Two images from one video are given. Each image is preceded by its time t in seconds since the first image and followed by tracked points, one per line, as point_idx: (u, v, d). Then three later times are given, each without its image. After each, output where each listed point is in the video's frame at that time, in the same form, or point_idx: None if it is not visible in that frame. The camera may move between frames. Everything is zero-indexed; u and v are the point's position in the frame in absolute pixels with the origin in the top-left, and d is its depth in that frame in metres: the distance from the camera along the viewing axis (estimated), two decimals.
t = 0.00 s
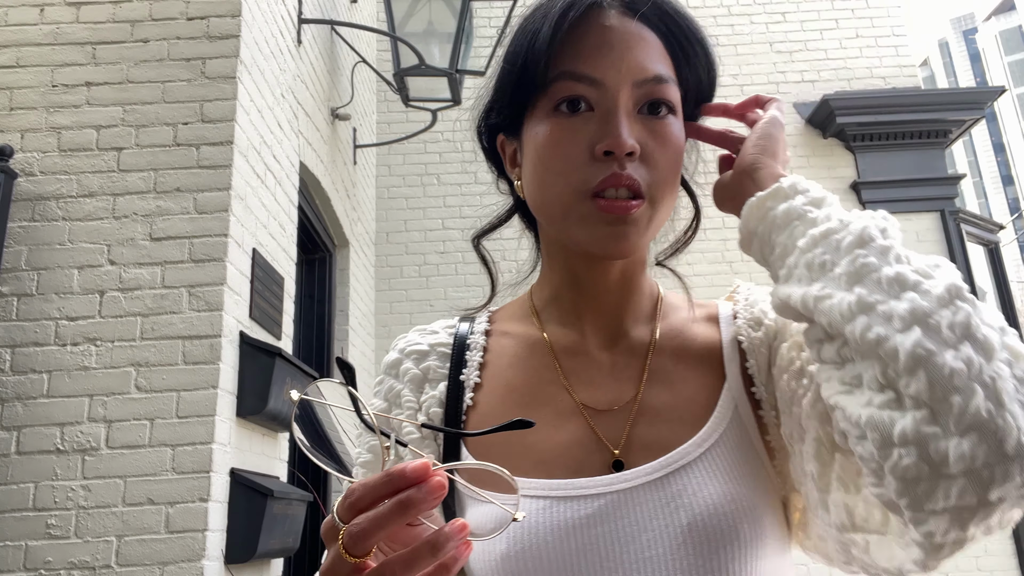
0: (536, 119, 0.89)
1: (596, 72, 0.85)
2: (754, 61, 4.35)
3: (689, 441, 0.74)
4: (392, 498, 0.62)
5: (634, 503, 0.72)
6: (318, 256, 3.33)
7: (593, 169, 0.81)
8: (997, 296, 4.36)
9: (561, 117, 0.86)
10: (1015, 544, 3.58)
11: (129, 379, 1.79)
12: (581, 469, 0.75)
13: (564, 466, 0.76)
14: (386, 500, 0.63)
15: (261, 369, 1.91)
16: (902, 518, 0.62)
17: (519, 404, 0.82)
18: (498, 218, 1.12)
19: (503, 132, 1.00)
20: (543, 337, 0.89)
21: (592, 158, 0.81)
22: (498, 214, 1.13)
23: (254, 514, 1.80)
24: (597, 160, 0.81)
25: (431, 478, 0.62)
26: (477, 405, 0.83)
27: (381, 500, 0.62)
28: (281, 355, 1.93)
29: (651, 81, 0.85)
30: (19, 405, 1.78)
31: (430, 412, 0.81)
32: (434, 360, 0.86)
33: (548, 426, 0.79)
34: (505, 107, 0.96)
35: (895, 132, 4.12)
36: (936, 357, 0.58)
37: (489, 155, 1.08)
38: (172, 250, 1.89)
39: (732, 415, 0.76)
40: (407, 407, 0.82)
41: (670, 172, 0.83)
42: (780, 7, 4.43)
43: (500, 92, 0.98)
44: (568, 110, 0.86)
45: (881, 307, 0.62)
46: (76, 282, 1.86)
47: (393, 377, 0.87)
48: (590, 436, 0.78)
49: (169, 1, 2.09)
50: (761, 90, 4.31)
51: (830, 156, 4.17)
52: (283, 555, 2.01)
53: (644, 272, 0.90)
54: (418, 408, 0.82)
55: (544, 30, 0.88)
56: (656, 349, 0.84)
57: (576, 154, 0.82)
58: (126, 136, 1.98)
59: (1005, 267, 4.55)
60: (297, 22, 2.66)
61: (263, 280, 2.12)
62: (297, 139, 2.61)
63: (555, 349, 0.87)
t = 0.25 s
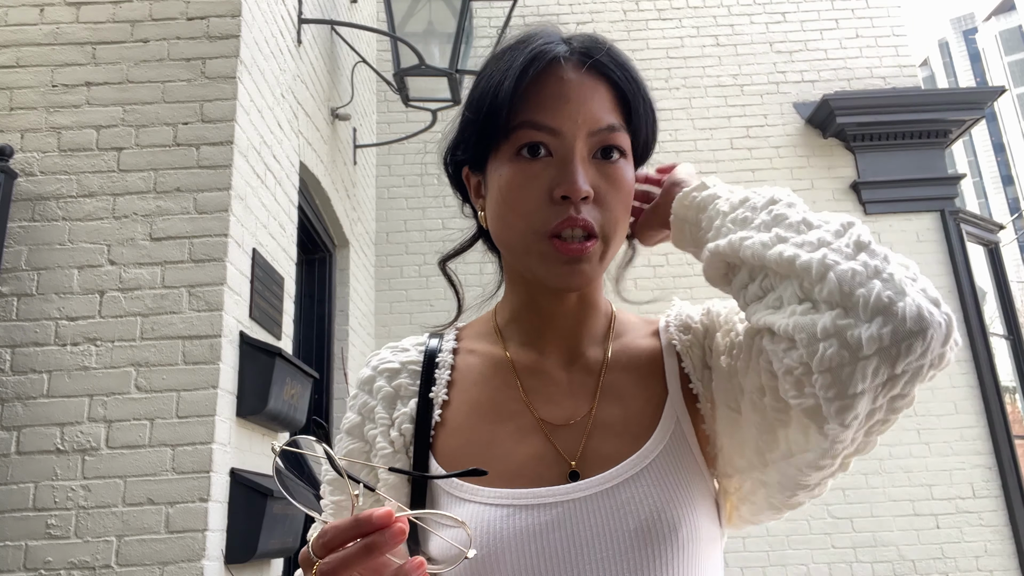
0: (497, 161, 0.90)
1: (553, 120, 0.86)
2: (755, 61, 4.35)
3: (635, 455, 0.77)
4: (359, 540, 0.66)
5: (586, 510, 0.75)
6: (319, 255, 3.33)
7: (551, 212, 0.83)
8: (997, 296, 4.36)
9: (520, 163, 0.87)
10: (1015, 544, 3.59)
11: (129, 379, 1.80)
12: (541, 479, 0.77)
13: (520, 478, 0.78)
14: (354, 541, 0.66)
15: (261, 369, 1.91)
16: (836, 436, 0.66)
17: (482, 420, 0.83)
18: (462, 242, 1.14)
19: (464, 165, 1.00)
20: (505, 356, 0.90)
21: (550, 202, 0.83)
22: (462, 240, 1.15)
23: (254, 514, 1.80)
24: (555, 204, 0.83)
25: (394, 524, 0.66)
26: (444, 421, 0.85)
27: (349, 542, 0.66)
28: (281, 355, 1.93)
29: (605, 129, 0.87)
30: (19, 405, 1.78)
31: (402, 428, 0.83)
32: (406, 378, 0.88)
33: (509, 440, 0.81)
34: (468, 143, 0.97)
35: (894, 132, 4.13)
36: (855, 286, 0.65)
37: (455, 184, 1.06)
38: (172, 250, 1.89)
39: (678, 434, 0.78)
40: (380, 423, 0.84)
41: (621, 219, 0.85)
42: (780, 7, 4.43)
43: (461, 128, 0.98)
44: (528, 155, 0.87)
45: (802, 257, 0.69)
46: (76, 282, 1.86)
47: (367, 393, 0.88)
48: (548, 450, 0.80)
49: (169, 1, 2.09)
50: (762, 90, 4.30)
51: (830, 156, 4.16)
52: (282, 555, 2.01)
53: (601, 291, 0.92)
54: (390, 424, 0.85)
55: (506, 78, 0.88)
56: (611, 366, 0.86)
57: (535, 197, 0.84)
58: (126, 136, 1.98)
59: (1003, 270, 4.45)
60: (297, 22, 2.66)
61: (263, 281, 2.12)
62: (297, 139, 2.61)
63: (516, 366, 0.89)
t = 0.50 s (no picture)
0: (474, 196, 0.90)
1: (525, 156, 0.87)
2: (755, 61, 4.35)
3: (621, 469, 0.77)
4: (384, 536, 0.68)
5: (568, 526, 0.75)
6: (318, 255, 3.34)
7: (528, 243, 0.83)
8: (997, 295, 4.36)
9: (496, 198, 0.87)
10: (1014, 544, 3.59)
11: (129, 380, 1.80)
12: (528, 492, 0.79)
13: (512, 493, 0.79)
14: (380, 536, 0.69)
15: (261, 369, 1.91)
16: None
17: (469, 436, 0.84)
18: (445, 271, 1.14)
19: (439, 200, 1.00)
20: (490, 374, 0.91)
21: (526, 234, 0.84)
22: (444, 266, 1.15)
23: (253, 514, 1.80)
24: (531, 236, 0.84)
25: (417, 521, 0.68)
26: (437, 439, 0.85)
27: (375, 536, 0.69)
28: (281, 355, 1.93)
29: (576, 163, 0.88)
30: (19, 405, 1.78)
31: (398, 446, 0.83)
32: (400, 398, 0.88)
33: (499, 456, 0.82)
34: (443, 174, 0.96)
35: (894, 132, 4.13)
36: (840, 486, 0.63)
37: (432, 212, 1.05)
38: (172, 250, 1.89)
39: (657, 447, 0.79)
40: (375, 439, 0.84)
41: (594, 246, 0.86)
42: (780, 7, 4.43)
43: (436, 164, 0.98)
44: (504, 189, 0.87)
45: (787, 438, 0.65)
46: (76, 282, 1.86)
47: (361, 413, 0.88)
48: (534, 465, 0.80)
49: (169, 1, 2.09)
50: (762, 90, 4.31)
51: (830, 156, 4.16)
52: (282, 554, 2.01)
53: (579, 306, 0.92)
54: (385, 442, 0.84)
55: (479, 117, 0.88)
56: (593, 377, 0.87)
57: (512, 230, 0.85)
58: (126, 136, 1.98)
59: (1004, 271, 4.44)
60: (296, 22, 2.66)
61: (263, 280, 2.12)
62: (297, 139, 2.61)
63: (500, 384, 0.89)
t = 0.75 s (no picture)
0: (465, 211, 0.89)
1: (514, 169, 0.86)
2: (755, 61, 4.35)
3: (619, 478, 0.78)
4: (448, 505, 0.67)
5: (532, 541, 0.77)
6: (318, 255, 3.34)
7: (517, 252, 0.82)
8: (997, 295, 4.36)
9: (485, 211, 0.86)
10: (1014, 544, 3.59)
11: (129, 380, 1.80)
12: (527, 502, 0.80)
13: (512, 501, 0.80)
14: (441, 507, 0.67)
15: (261, 369, 1.91)
16: None
17: (468, 447, 0.85)
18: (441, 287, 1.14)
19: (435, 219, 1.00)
20: (489, 386, 0.91)
21: (515, 244, 0.82)
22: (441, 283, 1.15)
23: (253, 514, 1.80)
24: (520, 246, 0.82)
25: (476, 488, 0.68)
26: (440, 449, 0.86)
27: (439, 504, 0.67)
28: (281, 355, 1.93)
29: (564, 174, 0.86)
30: (19, 405, 1.78)
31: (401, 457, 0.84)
32: (403, 411, 0.88)
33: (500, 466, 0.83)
34: (439, 197, 0.96)
35: (894, 132, 4.13)
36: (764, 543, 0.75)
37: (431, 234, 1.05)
38: (172, 250, 1.89)
39: (653, 466, 0.78)
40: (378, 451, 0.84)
41: (585, 258, 0.85)
42: (780, 7, 4.42)
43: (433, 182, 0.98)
44: (494, 202, 0.86)
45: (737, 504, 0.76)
46: (76, 282, 1.86)
47: (365, 426, 0.88)
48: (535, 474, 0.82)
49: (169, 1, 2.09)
50: (762, 90, 4.30)
51: (830, 156, 4.16)
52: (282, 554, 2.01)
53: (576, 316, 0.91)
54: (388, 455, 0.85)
55: (469, 133, 0.88)
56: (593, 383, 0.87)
57: (500, 240, 0.83)
58: (126, 136, 1.98)
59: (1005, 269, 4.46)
60: (296, 22, 2.66)
61: (263, 281, 2.12)
62: (297, 139, 2.61)
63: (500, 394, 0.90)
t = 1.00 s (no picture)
0: (466, 205, 0.88)
1: (519, 161, 0.85)
2: (755, 61, 4.35)
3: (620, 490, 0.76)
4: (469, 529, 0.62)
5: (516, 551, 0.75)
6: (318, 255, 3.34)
7: (519, 246, 0.81)
8: (997, 295, 4.36)
9: (488, 202, 0.85)
10: (1014, 544, 3.59)
11: (129, 380, 1.80)
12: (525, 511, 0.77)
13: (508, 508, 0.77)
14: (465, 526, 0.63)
15: (261, 369, 1.91)
16: None
17: (462, 450, 0.82)
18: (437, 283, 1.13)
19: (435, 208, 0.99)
20: (483, 386, 0.88)
21: (518, 238, 0.82)
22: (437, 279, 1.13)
23: (253, 513, 1.80)
24: (523, 240, 0.81)
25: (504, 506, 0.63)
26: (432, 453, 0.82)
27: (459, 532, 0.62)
28: (281, 355, 1.93)
29: (568, 168, 0.85)
30: (19, 405, 1.78)
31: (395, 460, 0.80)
32: (396, 411, 0.85)
33: (495, 471, 0.80)
34: (438, 189, 0.95)
35: (894, 132, 4.13)
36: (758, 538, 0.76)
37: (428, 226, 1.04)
38: (172, 249, 1.89)
39: (653, 469, 0.78)
40: (371, 452, 0.82)
41: (586, 256, 0.84)
42: (780, 7, 4.42)
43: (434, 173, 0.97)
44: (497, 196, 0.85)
45: (732, 501, 0.76)
46: (76, 282, 1.86)
47: (356, 426, 0.85)
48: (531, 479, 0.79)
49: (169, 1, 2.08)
50: (762, 90, 4.31)
51: (830, 156, 4.16)
52: (282, 554, 2.01)
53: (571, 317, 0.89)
54: (381, 456, 0.82)
55: (473, 125, 0.87)
56: (586, 388, 0.84)
57: (503, 233, 0.82)
58: (126, 136, 1.98)
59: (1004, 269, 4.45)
60: (296, 22, 2.66)
61: (263, 281, 2.12)
62: (297, 139, 2.61)
63: (492, 396, 0.87)
